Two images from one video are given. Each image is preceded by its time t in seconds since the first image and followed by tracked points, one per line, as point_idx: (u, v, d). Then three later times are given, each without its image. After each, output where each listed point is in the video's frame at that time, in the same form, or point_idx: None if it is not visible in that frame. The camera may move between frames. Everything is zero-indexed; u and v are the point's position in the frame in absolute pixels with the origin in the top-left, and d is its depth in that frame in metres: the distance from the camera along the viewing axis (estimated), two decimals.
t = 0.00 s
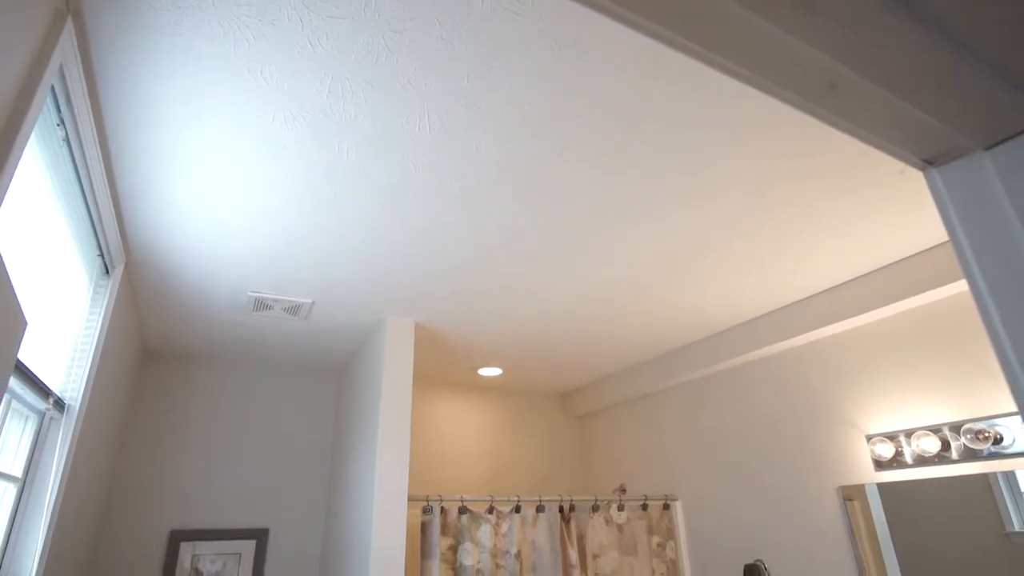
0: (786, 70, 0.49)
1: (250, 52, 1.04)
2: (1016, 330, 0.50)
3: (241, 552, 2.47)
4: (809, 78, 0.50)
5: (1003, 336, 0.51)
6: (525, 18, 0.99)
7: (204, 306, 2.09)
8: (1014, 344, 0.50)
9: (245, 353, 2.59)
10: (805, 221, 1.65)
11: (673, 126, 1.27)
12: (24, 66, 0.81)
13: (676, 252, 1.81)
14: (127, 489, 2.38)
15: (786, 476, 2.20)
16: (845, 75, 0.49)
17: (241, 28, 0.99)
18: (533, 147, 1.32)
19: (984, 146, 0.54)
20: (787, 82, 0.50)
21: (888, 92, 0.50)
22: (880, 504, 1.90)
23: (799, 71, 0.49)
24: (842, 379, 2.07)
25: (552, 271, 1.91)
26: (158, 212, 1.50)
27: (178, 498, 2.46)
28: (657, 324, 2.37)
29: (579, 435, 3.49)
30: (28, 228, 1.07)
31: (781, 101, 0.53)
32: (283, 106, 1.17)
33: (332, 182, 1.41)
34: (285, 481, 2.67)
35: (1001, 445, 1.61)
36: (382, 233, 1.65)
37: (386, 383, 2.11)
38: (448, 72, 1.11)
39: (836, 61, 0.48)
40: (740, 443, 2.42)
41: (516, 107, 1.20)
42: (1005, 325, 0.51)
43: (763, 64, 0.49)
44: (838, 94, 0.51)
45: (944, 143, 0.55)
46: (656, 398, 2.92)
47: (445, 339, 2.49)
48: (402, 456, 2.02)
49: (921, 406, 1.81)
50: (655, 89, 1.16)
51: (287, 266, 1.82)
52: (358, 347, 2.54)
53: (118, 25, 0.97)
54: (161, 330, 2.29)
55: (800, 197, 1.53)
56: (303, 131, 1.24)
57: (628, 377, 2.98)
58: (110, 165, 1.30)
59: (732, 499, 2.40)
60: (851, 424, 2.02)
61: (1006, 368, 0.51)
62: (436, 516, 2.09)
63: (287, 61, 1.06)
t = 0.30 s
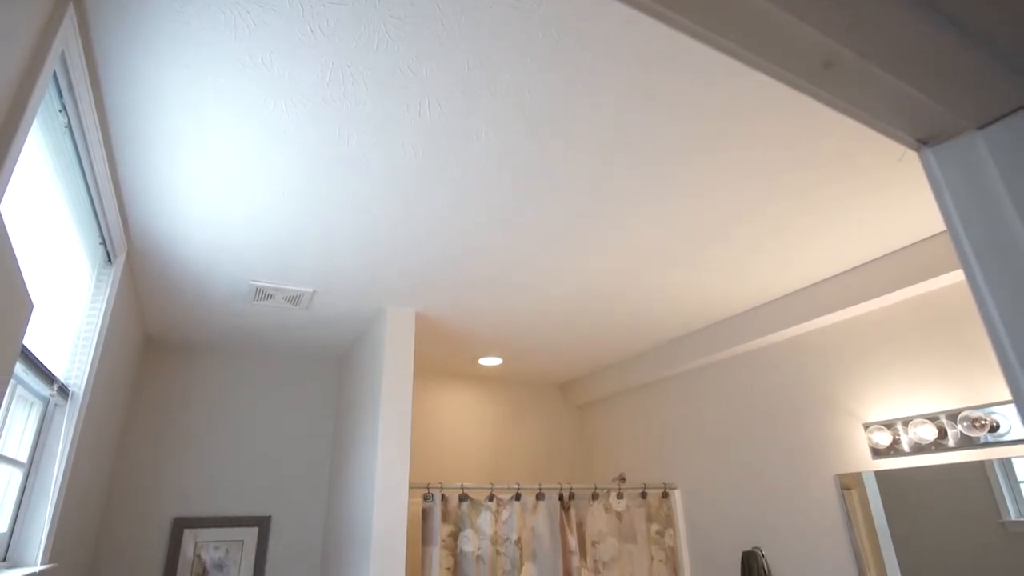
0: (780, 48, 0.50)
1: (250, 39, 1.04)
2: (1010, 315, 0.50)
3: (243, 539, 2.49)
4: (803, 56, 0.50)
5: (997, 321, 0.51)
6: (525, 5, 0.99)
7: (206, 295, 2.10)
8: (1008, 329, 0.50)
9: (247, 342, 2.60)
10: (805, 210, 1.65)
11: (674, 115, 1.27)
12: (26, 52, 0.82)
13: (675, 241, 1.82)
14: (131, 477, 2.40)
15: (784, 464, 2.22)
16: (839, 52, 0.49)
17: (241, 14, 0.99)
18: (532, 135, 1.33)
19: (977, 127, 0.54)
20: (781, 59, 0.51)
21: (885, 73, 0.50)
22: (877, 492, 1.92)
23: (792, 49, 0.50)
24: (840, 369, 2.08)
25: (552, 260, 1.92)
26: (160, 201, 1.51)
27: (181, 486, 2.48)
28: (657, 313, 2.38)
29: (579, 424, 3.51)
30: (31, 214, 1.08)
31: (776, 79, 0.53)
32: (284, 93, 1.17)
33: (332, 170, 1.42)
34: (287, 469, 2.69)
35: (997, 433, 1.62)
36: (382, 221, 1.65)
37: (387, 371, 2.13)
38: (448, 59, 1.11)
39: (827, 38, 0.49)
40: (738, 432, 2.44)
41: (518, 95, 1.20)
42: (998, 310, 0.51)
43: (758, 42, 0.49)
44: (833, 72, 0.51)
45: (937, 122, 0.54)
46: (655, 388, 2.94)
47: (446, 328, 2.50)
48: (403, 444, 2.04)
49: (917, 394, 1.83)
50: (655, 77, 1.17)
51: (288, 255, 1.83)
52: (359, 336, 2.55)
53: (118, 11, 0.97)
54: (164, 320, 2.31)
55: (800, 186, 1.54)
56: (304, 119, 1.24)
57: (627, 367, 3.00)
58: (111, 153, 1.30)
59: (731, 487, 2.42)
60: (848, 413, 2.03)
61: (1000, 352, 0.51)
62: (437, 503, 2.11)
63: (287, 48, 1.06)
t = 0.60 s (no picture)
0: (774, 24, 0.50)
1: (250, 25, 1.04)
2: (999, 292, 0.51)
3: (245, 526, 2.52)
4: (796, 32, 0.51)
5: (984, 297, 0.52)
6: None
7: (206, 284, 2.11)
8: (997, 306, 0.51)
9: (247, 332, 2.61)
10: (804, 198, 1.66)
11: (675, 104, 1.28)
12: (26, 37, 0.82)
13: (674, 230, 1.83)
14: (133, 467, 2.41)
15: (781, 451, 2.24)
16: (831, 28, 0.50)
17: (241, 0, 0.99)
18: (532, 123, 1.33)
19: (969, 105, 0.54)
20: (775, 36, 0.51)
21: (875, 49, 0.51)
22: (873, 479, 1.94)
23: (786, 24, 0.50)
24: (838, 357, 2.10)
25: (552, 248, 1.93)
26: (160, 189, 1.51)
27: (183, 474, 2.49)
28: (656, 302, 2.39)
29: (578, 413, 3.53)
30: (33, 200, 1.08)
31: (770, 55, 0.54)
32: (284, 79, 1.17)
33: (332, 157, 1.42)
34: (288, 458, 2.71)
35: (992, 420, 1.64)
36: (382, 208, 1.65)
37: (388, 359, 2.14)
38: (449, 45, 1.10)
39: (820, 15, 0.49)
40: (736, 421, 2.45)
41: (520, 82, 1.20)
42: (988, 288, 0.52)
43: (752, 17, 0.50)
44: (826, 50, 0.52)
45: (929, 101, 0.55)
46: (654, 377, 2.95)
47: (446, 317, 2.51)
48: (404, 431, 2.05)
49: (914, 381, 1.84)
50: (656, 66, 1.17)
51: (288, 243, 1.83)
52: (359, 325, 2.56)
53: None
54: (165, 309, 2.32)
55: (799, 174, 1.54)
56: (305, 106, 1.24)
57: (626, 356, 3.01)
58: (111, 140, 1.31)
59: (729, 474, 2.44)
60: (845, 400, 2.05)
61: (988, 328, 0.52)
62: (437, 490, 2.13)
63: (287, 34, 1.06)
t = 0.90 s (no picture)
0: None
1: (247, 7, 1.03)
2: (986, 262, 0.52)
3: (246, 512, 2.54)
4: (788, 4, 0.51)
5: (976, 279, 0.53)
6: None
7: (205, 271, 2.11)
8: (983, 276, 0.52)
9: (247, 319, 2.62)
10: (802, 184, 1.66)
11: (674, 88, 1.28)
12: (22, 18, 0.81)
13: (671, 217, 1.83)
14: (135, 450, 2.43)
15: (777, 438, 2.26)
16: None
17: None
18: (530, 108, 1.32)
19: (961, 78, 0.54)
20: (768, 7, 0.51)
21: (865, 20, 0.51)
22: (869, 465, 1.94)
23: None
24: (835, 344, 2.11)
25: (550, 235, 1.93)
26: (158, 175, 1.51)
27: (184, 460, 2.51)
28: (653, 289, 2.40)
29: (576, 401, 3.55)
30: (31, 184, 1.08)
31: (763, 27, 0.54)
32: (281, 63, 1.16)
33: (330, 141, 1.41)
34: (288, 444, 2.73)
35: (987, 405, 1.65)
36: (380, 194, 1.65)
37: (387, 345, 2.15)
38: (447, 28, 1.10)
39: None
40: (733, 407, 2.47)
41: (518, 68, 1.20)
42: (975, 258, 0.53)
43: None
44: (818, 21, 0.52)
45: (921, 75, 0.55)
46: (651, 364, 2.97)
47: (444, 305, 2.52)
48: (403, 418, 2.06)
49: (910, 367, 1.86)
50: (656, 51, 1.17)
51: (286, 229, 1.83)
52: (358, 313, 2.57)
53: None
54: (165, 296, 2.33)
55: (797, 160, 1.54)
56: (302, 90, 1.24)
57: (624, 344, 3.02)
58: (108, 125, 1.31)
59: (726, 461, 2.46)
60: (841, 387, 2.06)
61: (973, 298, 0.53)
62: (436, 476, 2.14)
63: (284, 16, 1.05)
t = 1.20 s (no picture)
0: None
1: None
2: (978, 234, 0.52)
3: (248, 497, 2.56)
4: None
5: (972, 256, 0.53)
6: None
7: (205, 256, 2.11)
8: (976, 246, 0.53)
9: (248, 305, 2.63)
10: (802, 170, 1.66)
11: (675, 72, 1.27)
12: None
13: (671, 203, 1.83)
14: (137, 435, 2.45)
15: (776, 423, 2.27)
16: None
17: None
18: (530, 92, 1.32)
19: (955, 53, 0.55)
20: None
21: None
22: (866, 452, 1.96)
23: None
24: (834, 329, 2.12)
25: (550, 221, 1.93)
26: (158, 160, 1.51)
27: (186, 445, 2.53)
28: (653, 275, 2.40)
29: (576, 387, 3.57)
30: (31, 167, 1.09)
31: None
32: (281, 46, 1.16)
33: (330, 125, 1.41)
34: (290, 430, 2.74)
35: (984, 390, 1.67)
36: (380, 178, 1.65)
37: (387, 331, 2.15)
38: (448, 10, 1.09)
39: None
40: (731, 393, 2.48)
41: (520, 51, 1.20)
42: (968, 229, 0.53)
43: None
44: None
45: (915, 49, 0.56)
46: (651, 351, 2.98)
47: (445, 291, 2.53)
48: (403, 404, 2.06)
49: (907, 353, 1.87)
50: (658, 34, 1.16)
51: (286, 215, 1.84)
52: (358, 299, 2.58)
53: None
54: (165, 282, 2.33)
55: (798, 145, 1.54)
56: (301, 73, 1.23)
57: (624, 331, 3.04)
58: (108, 109, 1.31)
59: (725, 446, 2.48)
60: (839, 372, 2.08)
61: (968, 271, 0.54)
62: (436, 460, 2.16)
63: None
